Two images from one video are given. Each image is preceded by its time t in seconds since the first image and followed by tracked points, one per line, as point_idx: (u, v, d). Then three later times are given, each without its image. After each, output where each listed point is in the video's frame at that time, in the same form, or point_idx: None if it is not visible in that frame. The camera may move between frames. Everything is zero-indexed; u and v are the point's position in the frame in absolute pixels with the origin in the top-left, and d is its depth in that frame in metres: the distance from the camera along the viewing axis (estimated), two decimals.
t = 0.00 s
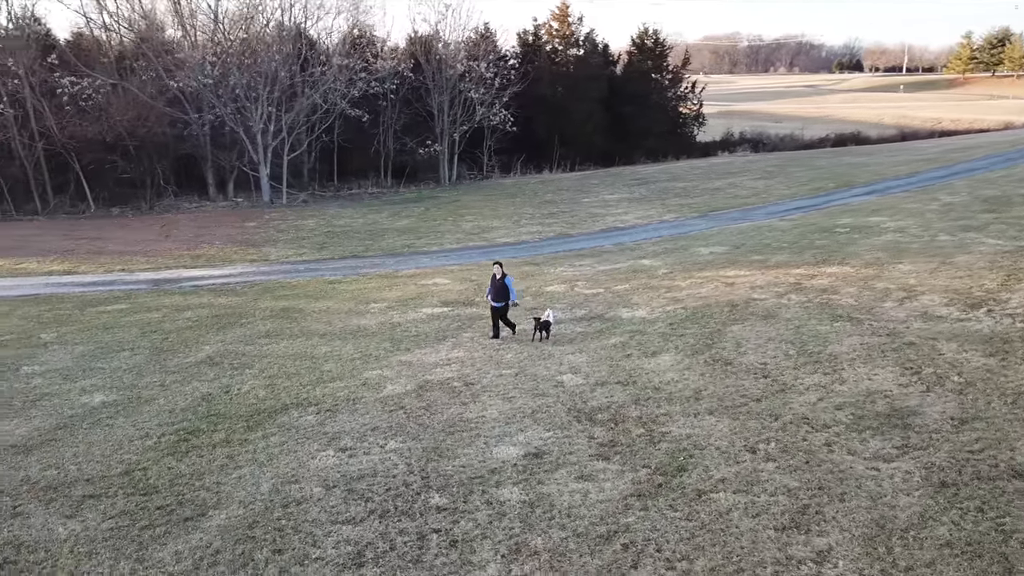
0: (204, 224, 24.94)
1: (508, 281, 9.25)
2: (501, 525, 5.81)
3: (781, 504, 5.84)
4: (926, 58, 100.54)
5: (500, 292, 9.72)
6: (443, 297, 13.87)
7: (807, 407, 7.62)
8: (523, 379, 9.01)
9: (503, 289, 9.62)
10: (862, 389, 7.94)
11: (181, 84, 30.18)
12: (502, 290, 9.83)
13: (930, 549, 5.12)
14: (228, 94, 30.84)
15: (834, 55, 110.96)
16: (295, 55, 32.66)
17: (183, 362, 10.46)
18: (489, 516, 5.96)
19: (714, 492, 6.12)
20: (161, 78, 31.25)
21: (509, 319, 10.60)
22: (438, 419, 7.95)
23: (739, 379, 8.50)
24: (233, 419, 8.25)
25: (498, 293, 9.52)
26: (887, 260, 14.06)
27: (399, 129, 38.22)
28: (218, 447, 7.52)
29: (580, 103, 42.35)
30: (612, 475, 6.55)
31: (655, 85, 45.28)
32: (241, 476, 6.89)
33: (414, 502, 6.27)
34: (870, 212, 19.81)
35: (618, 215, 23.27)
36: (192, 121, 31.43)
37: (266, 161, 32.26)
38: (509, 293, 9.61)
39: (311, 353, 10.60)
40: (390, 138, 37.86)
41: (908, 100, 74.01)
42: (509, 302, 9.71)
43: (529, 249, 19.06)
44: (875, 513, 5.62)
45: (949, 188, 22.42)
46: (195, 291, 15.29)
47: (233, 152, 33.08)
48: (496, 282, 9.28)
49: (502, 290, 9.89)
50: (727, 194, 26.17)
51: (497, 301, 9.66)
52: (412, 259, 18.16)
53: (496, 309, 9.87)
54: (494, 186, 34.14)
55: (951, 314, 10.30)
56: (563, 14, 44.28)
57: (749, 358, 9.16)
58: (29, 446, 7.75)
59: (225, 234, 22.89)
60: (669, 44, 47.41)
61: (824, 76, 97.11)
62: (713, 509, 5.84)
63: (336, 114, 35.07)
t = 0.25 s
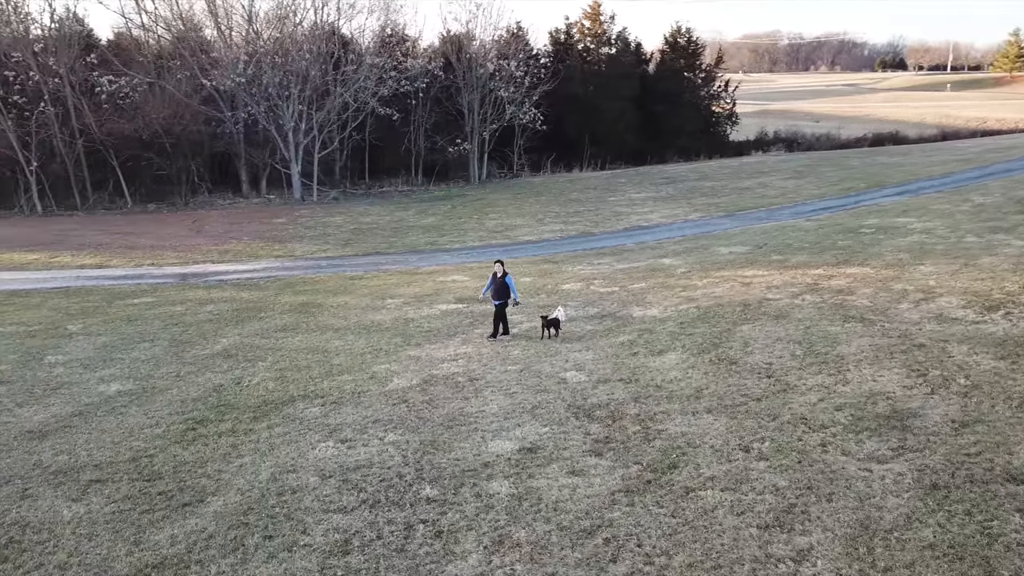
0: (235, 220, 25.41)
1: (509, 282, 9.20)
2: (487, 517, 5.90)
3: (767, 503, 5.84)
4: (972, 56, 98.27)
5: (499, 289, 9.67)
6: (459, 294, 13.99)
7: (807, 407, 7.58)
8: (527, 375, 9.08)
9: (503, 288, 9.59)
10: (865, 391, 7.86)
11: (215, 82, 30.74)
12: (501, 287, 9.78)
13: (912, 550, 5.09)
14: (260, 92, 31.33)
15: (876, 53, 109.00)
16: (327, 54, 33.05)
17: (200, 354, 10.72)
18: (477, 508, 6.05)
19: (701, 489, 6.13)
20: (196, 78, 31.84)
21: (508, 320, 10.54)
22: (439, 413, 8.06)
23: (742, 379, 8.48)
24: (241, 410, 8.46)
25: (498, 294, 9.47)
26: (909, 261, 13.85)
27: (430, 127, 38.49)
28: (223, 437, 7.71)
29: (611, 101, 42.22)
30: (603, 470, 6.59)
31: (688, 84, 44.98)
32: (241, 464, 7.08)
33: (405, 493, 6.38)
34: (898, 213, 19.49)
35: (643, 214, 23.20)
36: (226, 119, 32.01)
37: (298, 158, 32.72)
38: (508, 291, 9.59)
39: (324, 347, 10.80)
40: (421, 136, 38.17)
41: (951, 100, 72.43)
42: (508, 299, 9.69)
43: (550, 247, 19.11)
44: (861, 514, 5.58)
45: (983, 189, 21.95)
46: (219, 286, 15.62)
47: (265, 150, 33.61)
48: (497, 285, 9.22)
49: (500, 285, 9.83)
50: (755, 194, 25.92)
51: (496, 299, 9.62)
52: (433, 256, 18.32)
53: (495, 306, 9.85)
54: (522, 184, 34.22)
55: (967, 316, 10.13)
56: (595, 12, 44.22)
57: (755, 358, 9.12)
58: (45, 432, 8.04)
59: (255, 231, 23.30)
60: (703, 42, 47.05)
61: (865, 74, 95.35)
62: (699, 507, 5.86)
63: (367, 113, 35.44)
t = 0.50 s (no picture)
0: (270, 217, 25.91)
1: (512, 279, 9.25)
2: (478, 508, 6.01)
3: (756, 500, 5.86)
4: None
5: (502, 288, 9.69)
6: (479, 291, 14.14)
7: (809, 406, 7.56)
8: (535, 370, 9.18)
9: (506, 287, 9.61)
10: (870, 392, 7.80)
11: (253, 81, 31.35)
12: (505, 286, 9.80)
13: (894, 550, 5.08)
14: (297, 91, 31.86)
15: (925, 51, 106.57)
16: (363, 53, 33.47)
17: (221, 345, 11.02)
18: (469, 498, 6.17)
19: (692, 485, 6.17)
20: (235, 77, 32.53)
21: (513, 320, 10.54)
22: (444, 406, 8.20)
23: (748, 378, 8.46)
24: (254, 400, 8.70)
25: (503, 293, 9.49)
26: (935, 263, 13.61)
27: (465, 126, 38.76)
28: (234, 425, 7.95)
29: (647, 100, 42.05)
30: (597, 465, 6.66)
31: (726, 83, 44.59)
32: (249, 451, 7.30)
33: (402, 482, 6.53)
34: (932, 215, 19.12)
35: (672, 214, 23.10)
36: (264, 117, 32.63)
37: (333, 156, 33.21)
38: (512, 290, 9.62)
39: (341, 341, 11.02)
40: (455, 135, 38.49)
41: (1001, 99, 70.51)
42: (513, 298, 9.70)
43: (576, 245, 19.16)
44: (848, 513, 5.57)
45: None
46: (248, 280, 15.99)
47: (302, 147, 34.18)
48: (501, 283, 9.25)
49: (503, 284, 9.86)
50: (788, 194, 25.61)
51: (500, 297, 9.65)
52: (459, 253, 18.50)
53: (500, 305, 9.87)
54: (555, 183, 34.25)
55: (986, 319, 9.95)
56: (632, 11, 44.16)
57: (763, 358, 9.09)
58: (67, 417, 8.37)
59: (288, 227, 23.74)
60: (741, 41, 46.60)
61: (914, 73, 92.99)
62: (687, 502, 5.91)
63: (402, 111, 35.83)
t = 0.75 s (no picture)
0: (305, 214, 26.41)
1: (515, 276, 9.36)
2: (470, 497, 6.16)
3: (743, 495, 5.91)
4: None
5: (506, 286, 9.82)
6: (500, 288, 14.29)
7: (811, 405, 7.56)
8: (543, 366, 9.30)
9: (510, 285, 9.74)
10: (875, 392, 7.75)
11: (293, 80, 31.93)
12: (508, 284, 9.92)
13: (875, 547, 5.09)
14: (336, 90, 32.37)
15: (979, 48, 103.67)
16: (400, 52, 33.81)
17: (245, 337, 11.36)
18: (463, 488, 6.32)
19: (683, 480, 6.24)
20: (275, 76, 33.12)
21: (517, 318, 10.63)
22: (450, 398, 8.37)
23: (754, 376, 8.47)
24: (269, 389, 8.97)
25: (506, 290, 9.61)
26: (963, 265, 13.38)
27: (501, 125, 38.98)
28: (247, 413, 8.22)
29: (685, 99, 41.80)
30: (593, 458, 6.77)
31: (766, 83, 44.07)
32: (258, 438, 7.54)
33: (400, 471, 6.70)
34: (967, 216, 18.73)
35: (703, 213, 22.96)
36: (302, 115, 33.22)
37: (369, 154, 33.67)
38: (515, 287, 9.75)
39: (359, 334, 11.28)
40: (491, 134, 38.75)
41: None
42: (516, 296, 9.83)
43: (603, 244, 19.20)
44: (834, 510, 5.59)
45: None
46: (278, 275, 16.37)
47: (340, 145, 34.72)
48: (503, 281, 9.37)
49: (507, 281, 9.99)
50: (823, 195, 25.28)
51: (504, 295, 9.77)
52: (485, 251, 18.69)
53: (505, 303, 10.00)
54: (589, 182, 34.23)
55: (1006, 322, 9.77)
56: (671, 9, 43.79)
57: (772, 357, 9.09)
58: (92, 403, 8.73)
59: (322, 223, 24.17)
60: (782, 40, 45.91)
61: (968, 70, 90.38)
62: (675, 496, 5.98)
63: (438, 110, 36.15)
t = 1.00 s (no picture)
0: (337, 211, 26.85)
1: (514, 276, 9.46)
2: (461, 486, 6.31)
3: (729, 490, 5.97)
4: None
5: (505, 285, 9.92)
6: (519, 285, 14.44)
7: (810, 404, 7.57)
8: (550, 361, 9.43)
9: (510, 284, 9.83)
10: (876, 392, 7.72)
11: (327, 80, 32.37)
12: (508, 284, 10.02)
13: (852, 543, 5.12)
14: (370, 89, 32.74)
15: None
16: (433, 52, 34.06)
17: (265, 329, 11.67)
18: (455, 477, 6.47)
19: (671, 474, 6.32)
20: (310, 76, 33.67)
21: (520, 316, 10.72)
22: (454, 391, 8.54)
23: (757, 375, 8.49)
24: (282, 380, 9.23)
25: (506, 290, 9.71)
26: (987, 267, 13.17)
27: (534, 124, 39.07)
28: (258, 402, 8.48)
29: (721, 99, 41.39)
30: (586, 451, 6.88)
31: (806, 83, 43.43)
32: (265, 426, 7.79)
33: (396, 460, 6.88)
34: (1000, 219, 18.36)
35: (731, 213, 22.84)
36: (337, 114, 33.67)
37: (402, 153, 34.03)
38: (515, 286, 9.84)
39: (375, 328, 11.52)
40: (524, 133, 38.88)
41: None
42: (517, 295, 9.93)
43: (627, 243, 19.24)
44: (816, 506, 5.63)
45: None
46: (304, 270, 16.73)
47: (374, 144, 35.15)
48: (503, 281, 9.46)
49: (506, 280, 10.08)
50: (856, 195, 24.95)
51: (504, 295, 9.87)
52: (509, 249, 18.85)
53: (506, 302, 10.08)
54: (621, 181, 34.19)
55: (1021, 325, 9.63)
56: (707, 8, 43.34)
57: (778, 356, 9.10)
58: (113, 389, 9.08)
59: (352, 220, 24.57)
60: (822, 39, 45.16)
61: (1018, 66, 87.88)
62: (662, 490, 6.06)
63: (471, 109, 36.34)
